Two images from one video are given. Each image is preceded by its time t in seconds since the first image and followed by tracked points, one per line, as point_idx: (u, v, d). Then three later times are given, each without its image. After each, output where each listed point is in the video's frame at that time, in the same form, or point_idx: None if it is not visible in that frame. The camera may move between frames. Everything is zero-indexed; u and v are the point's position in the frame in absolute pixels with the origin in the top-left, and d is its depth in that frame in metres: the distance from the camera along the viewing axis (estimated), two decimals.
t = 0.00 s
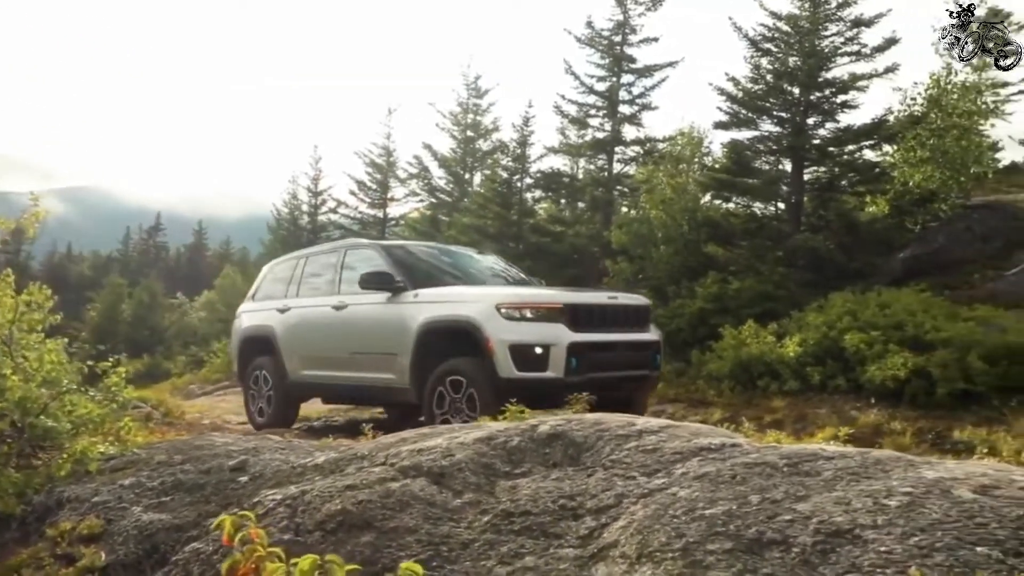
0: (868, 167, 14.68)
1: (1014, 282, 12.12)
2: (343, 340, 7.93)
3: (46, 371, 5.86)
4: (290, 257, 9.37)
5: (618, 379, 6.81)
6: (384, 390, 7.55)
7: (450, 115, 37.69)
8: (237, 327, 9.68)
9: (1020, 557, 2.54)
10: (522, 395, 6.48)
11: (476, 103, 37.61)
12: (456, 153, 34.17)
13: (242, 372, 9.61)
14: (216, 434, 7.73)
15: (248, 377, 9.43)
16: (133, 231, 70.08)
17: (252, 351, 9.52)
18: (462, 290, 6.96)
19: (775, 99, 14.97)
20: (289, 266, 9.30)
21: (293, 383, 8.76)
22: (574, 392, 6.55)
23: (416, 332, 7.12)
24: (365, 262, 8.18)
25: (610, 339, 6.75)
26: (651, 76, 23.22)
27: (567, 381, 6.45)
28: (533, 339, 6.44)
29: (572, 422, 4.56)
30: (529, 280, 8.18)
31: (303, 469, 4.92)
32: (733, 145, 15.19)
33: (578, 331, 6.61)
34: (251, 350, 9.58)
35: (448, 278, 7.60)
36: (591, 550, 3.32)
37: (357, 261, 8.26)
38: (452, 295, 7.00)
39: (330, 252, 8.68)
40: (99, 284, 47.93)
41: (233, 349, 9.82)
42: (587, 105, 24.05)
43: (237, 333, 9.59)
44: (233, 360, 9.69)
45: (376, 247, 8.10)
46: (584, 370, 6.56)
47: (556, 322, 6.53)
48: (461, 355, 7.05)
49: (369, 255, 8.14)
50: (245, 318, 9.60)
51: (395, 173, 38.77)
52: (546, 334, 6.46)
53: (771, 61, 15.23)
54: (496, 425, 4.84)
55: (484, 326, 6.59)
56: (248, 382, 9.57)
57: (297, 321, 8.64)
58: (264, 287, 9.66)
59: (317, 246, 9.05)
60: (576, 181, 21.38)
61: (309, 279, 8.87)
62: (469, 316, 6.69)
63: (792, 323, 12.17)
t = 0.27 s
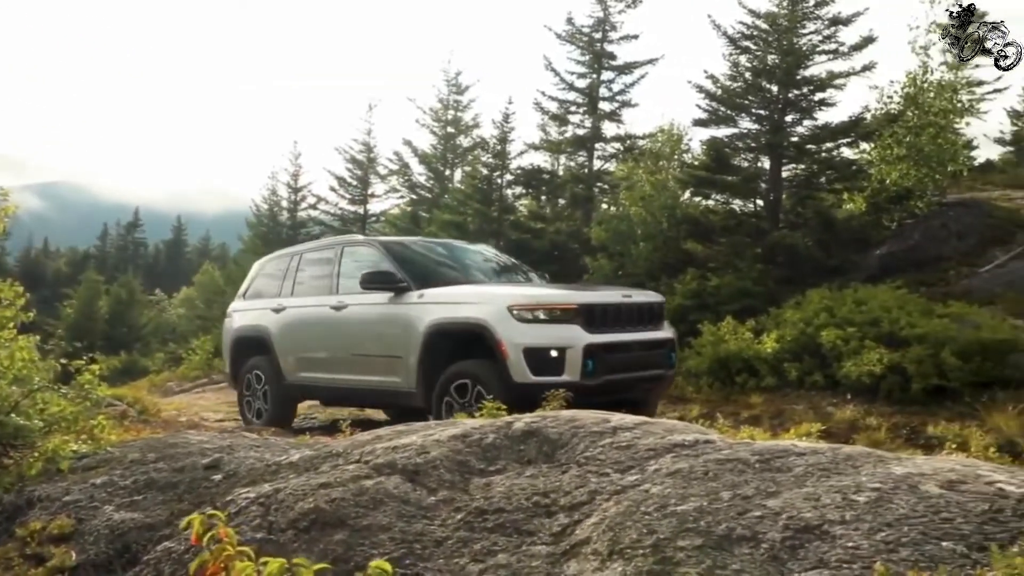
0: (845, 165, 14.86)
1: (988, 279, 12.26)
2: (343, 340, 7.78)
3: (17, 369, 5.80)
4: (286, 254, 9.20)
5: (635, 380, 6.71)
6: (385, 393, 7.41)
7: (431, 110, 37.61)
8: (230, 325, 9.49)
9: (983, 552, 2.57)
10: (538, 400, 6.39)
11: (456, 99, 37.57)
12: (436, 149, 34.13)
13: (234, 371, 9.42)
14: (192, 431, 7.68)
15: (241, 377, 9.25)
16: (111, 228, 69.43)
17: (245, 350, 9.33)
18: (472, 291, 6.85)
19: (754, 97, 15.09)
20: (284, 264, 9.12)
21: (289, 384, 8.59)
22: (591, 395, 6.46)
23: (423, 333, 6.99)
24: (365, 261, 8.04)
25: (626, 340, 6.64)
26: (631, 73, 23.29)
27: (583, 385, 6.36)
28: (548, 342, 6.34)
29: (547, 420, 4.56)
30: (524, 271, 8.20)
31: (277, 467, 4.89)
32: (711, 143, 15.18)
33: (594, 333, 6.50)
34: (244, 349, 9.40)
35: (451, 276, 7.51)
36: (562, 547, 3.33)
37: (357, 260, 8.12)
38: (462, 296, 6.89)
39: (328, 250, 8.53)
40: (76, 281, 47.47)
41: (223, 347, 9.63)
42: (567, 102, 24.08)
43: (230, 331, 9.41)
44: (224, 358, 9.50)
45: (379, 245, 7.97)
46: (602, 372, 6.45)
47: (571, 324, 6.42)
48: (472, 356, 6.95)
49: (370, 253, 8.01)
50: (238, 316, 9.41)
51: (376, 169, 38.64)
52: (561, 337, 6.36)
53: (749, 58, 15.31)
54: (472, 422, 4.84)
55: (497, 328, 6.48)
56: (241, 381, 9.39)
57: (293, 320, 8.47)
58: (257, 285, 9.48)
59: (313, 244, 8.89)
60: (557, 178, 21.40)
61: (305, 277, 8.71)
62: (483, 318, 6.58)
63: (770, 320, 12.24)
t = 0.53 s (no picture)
0: (819, 162, 14.97)
1: (958, 275, 12.40)
2: (343, 336, 7.70)
3: None
4: (275, 243, 9.03)
5: (649, 377, 6.66)
6: (387, 390, 7.38)
7: (407, 106, 37.47)
8: (217, 316, 9.31)
9: (942, 547, 2.60)
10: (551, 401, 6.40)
11: (432, 94, 37.42)
12: (413, 145, 33.99)
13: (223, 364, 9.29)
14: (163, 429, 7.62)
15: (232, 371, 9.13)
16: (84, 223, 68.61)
17: (234, 343, 9.19)
18: (480, 288, 6.79)
19: (728, 94, 15.21)
20: (274, 254, 8.96)
21: (285, 379, 8.51)
22: (606, 395, 6.43)
23: (429, 331, 6.94)
24: (361, 253, 7.95)
25: (640, 338, 6.57)
26: (607, 69, 23.31)
27: (598, 386, 6.33)
28: (562, 343, 6.30)
29: (518, 417, 4.56)
30: (513, 246, 8.19)
31: (247, 466, 4.84)
32: (687, 140, 15.28)
33: (608, 332, 6.43)
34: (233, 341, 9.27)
35: (450, 266, 7.46)
36: (530, 545, 3.33)
37: (352, 251, 8.02)
38: (470, 294, 6.83)
39: (321, 240, 8.40)
40: (47, 277, 46.87)
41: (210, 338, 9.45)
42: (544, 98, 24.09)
43: (218, 322, 9.23)
44: (212, 350, 9.34)
45: (376, 235, 7.86)
46: (616, 372, 6.42)
47: (584, 324, 6.36)
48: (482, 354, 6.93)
49: (366, 244, 7.91)
50: (226, 306, 9.24)
51: (352, 165, 38.44)
52: (575, 339, 6.31)
53: (724, 55, 15.39)
54: (443, 419, 4.83)
55: (509, 330, 6.45)
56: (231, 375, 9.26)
57: (287, 314, 8.34)
58: (245, 275, 9.29)
59: (304, 233, 8.74)
60: (533, 174, 21.40)
61: (297, 268, 8.57)
62: (494, 319, 6.54)
63: (744, 316, 12.32)
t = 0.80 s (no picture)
0: (797, 159, 15.08)
1: (933, 272, 12.52)
2: (347, 331, 7.48)
3: None
4: (274, 235, 8.82)
5: (664, 375, 6.51)
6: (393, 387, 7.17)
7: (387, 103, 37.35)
8: (214, 309, 9.07)
9: (909, 543, 2.63)
10: (567, 398, 6.19)
11: (412, 91, 37.32)
12: (392, 141, 33.90)
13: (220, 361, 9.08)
14: (137, 429, 7.54)
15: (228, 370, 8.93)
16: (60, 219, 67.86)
17: (231, 339, 8.97)
18: (491, 282, 6.61)
19: (706, 92, 15.30)
20: (273, 246, 8.75)
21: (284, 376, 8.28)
22: (621, 394, 6.26)
23: (438, 326, 6.74)
24: (366, 246, 7.78)
25: (655, 335, 6.44)
26: (587, 66, 23.34)
27: (615, 383, 6.15)
28: (579, 339, 6.11)
29: (494, 415, 4.56)
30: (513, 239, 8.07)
31: (221, 465, 4.80)
32: (666, 137, 15.36)
33: (624, 328, 6.28)
34: (230, 337, 9.05)
35: (456, 261, 7.30)
36: (504, 544, 3.33)
37: (357, 244, 7.83)
38: (481, 288, 6.63)
39: (323, 233, 8.21)
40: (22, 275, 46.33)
41: (206, 332, 9.22)
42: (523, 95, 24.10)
43: (215, 316, 9.00)
44: (209, 345, 9.12)
45: (381, 228, 7.70)
46: (633, 369, 6.25)
47: (601, 319, 6.18)
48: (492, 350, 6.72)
49: (371, 237, 7.73)
50: (223, 299, 9.01)
51: (332, 162, 38.27)
52: (591, 334, 6.13)
53: (702, 53, 15.47)
54: (419, 418, 4.81)
55: (524, 324, 6.23)
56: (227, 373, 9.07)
57: (288, 308, 8.12)
58: (242, 267, 9.06)
59: (304, 225, 8.54)
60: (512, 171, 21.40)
61: (298, 261, 8.37)
62: (506, 314, 6.34)
63: (723, 312, 12.37)
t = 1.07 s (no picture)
0: (770, 157, 15.17)
1: (904, 269, 12.66)
2: (362, 327, 6.85)
3: None
4: (281, 233, 8.24)
5: (701, 381, 6.03)
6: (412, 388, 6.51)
7: (362, 99, 37.19)
8: (214, 310, 8.42)
9: (872, 539, 2.66)
10: (599, 398, 5.65)
11: (388, 87, 37.17)
12: (368, 138, 33.77)
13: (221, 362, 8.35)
14: (107, 428, 7.45)
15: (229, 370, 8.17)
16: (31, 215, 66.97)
17: (233, 339, 8.27)
18: (525, 276, 6.06)
19: (681, 89, 15.37)
20: (281, 243, 8.16)
21: (291, 375, 7.56)
22: (658, 397, 5.74)
23: (466, 320, 6.14)
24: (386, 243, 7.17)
25: (695, 336, 5.97)
26: (562, 63, 23.37)
27: (652, 384, 5.64)
28: (616, 334, 5.60)
29: (465, 414, 4.55)
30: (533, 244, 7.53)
31: (190, 465, 4.75)
32: (641, 135, 15.44)
33: (663, 326, 5.80)
34: (232, 337, 8.33)
35: (485, 259, 6.74)
36: (473, 543, 3.33)
37: (373, 240, 7.25)
38: (511, 281, 6.11)
39: (336, 229, 7.63)
40: None
41: (205, 336, 8.56)
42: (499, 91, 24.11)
43: (214, 317, 8.33)
44: (207, 347, 8.42)
45: (404, 223, 7.10)
46: (671, 370, 5.75)
47: (640, 316, 5.70)
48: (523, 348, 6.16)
49: (390, 232, 7.17)
50: (223, 300, 8.36)
51: (307, 158, 38.06)
52: (630, 330, 5.63)
53: (677, 51, 15.55)
54: (390, 416, 4.78)
55: (558, 317, 5.71)
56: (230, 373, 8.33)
57: (296, 305, 7.49)
58: (246, 267, 8.44)
59: (313, 221, 7.97)
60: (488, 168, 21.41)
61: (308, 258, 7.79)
62: (541, 306, 5.80)
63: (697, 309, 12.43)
